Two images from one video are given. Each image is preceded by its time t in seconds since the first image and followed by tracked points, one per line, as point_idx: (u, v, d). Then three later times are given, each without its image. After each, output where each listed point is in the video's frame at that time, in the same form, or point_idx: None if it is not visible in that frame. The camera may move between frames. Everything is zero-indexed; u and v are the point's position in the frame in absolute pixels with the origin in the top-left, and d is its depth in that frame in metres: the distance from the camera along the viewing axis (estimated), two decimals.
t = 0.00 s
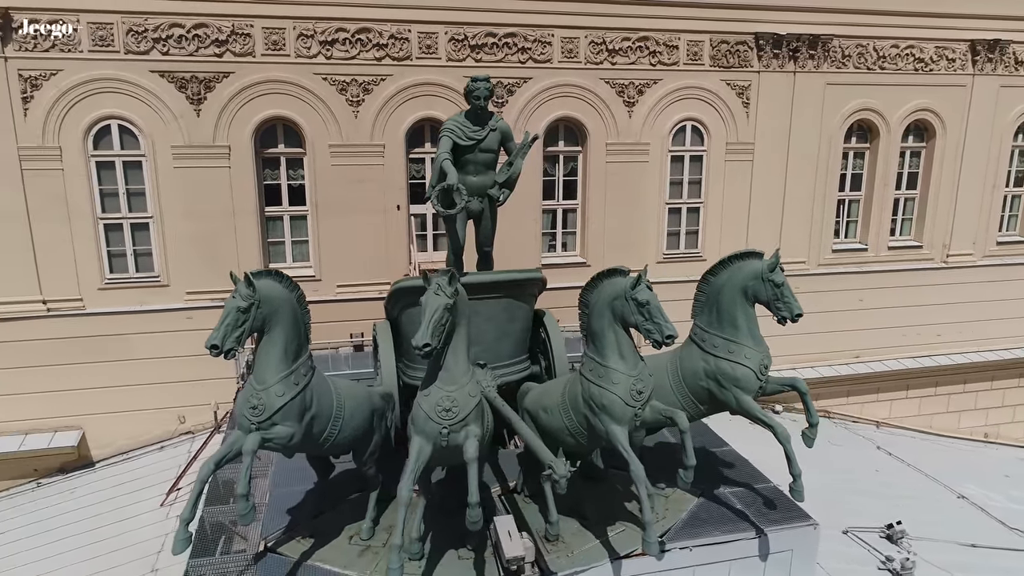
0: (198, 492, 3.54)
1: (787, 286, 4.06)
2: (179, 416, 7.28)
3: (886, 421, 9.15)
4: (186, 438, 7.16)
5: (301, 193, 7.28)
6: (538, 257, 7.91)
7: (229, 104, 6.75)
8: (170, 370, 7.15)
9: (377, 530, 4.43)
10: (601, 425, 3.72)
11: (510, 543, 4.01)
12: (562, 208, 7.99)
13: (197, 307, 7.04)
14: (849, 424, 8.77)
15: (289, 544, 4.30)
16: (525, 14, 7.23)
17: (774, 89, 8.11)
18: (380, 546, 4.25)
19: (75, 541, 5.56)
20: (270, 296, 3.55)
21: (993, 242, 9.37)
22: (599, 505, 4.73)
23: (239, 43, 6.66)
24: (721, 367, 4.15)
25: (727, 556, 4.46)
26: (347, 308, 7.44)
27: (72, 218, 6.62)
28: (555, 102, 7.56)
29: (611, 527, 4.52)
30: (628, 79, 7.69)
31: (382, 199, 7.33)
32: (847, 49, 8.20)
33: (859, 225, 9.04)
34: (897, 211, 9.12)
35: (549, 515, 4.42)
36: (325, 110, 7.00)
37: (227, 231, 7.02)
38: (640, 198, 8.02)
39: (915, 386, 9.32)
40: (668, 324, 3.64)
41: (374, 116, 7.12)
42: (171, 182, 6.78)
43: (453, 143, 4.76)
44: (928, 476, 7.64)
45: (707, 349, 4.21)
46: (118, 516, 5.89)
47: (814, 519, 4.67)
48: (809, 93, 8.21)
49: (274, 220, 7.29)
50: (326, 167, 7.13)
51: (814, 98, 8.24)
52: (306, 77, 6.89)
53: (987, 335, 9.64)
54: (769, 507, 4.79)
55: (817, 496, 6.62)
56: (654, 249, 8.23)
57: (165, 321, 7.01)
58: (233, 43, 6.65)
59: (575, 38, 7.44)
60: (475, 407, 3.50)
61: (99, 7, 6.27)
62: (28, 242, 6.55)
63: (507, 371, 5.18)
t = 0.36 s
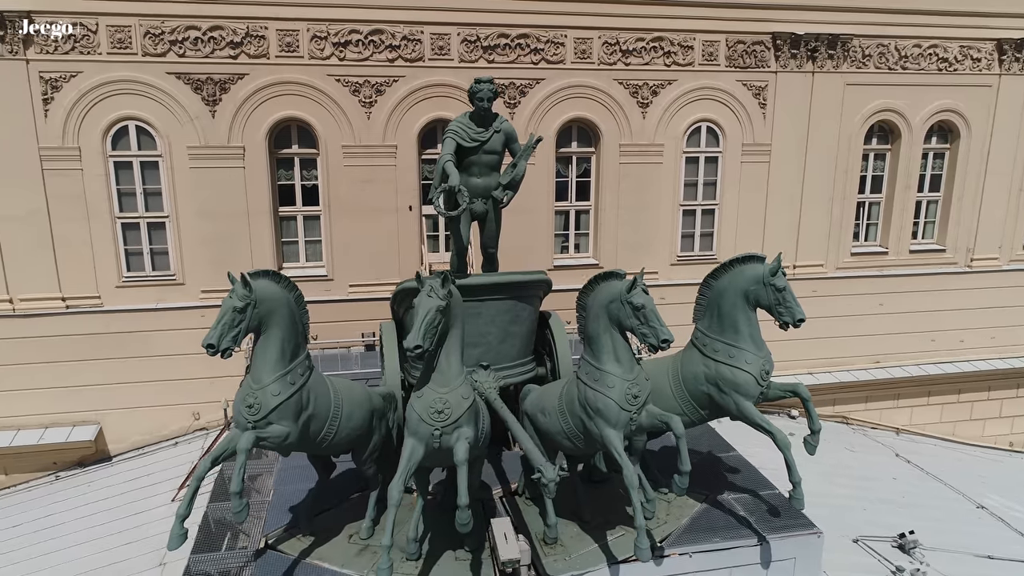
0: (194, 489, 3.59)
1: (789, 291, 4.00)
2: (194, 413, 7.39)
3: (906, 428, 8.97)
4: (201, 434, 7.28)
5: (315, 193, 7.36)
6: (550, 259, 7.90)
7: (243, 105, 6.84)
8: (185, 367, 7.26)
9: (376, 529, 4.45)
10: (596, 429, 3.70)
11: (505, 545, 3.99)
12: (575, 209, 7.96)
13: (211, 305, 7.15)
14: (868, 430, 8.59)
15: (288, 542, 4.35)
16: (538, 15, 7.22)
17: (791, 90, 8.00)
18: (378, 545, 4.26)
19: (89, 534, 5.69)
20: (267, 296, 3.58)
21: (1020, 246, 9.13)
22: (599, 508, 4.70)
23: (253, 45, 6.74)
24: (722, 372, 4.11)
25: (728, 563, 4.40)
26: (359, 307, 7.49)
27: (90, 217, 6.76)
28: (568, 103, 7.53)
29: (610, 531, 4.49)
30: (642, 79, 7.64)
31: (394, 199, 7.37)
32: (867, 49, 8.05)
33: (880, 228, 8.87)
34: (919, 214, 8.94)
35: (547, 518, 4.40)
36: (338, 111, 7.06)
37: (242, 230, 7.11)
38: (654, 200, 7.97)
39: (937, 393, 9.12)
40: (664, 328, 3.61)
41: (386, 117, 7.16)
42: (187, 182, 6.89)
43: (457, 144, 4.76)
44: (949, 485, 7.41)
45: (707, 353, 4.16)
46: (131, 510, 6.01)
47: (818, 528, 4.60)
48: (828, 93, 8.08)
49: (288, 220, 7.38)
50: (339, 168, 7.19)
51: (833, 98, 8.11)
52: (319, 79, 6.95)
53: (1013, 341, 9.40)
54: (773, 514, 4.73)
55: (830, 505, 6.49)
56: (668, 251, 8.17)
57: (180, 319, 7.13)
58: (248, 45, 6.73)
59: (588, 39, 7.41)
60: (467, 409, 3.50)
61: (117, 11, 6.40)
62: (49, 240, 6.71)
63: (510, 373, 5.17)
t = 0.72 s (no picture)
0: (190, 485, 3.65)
1: (788, 295, 3.95)
2: (207, 409, 7.50)
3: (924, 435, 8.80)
4: (214, 430, 7.39)
5: (327, 193, 7.43)
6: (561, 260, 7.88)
7: (257, 107, 6.93)
8: (199, 364, 7.38)
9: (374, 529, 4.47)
10: (589, 433, 3.68)
11: (499, 547, 3.98)
12: (587, 210, 7.94)
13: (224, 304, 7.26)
14: (885, 436, 8.44)
15: (288, 539, 4.41)
16: (549, 16, 7.21)
17: (807, 90, 7.89)
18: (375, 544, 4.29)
19: (101, 527, 5.82)
20: (263, 296, 3.64)
21: None
22: (598, 511, 4.69)
23: (266, 47, 6.82)
24: (720, 377, 4.07)
25: (726, 569, 4.36)
26: (369, 307, 7.54)
27: (107, 216, 6.91)
28: (579, 104, 7.51)
29: (608, 535, 4.47)
30: (655, 80, 7.59)
31: (404, 200, 7.42)
32: (886, 49, 7.91)
33: (899, 230, 8.71)
34: (939, 216, 8.77)
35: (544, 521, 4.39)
36: (350, 112, 7.12)
37: (255, 230, 7.20)
38: (666, 201, 7.91)
39: (957, 399, 8.94)
40: (657, 331, 3.58)
41: (397, 118, 7.20)
42: (201, 182, 7.00)
43: (459, 146, 4.78)
44: (966, 494, 7.24)
45: (706, 358, 4.12)
46: (142, 504, 6.14)
47: (819, 535, 4.54)
48: (845, 93, 7.96)
49: (300, 220, 7.47)
50: (350, 168, 7.25)
51: (851, 99, 7.98)
52: (330, 80, 7.01)
53: None
54: (774, 521, 4.68)
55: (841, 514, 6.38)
56: (681, 253, 8.11)
57: (194, 317, 7.24)
58: (261, 47, 6.82)
59: (600, 39, 7.38)
60: (458, 411, 3.51)
61: (134, 14, 6.53)
62: (67, 239, 6.87)
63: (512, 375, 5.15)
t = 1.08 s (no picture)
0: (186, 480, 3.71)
1: (787, 298, 3.91)
2: (220, 406, 7.61)
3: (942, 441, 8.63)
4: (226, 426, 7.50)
5: (339, 193, 7.51)
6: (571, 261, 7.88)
7: (270, 107, 7.02)
8: (212, 361, 7.49)
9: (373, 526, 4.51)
10: (582, 434, 3.68)
11: (493, 547, 3.98)
12: (598, 211, 7.92)
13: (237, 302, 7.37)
14: (901, 442, 8.29)
15: (287, 535, 4.47)
16: (561, 17, 7.21)
17: (823, 90, 7.79)
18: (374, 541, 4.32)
19: (112, 521, 5.95)
20: (259, 295, 3.69)
21: None
22: (597, 513, 4.68)
23: (280, 48, 6.91)
24: (717, 380, 4.04)
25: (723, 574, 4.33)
26: (379, 306, 7.60)
27: (124, 214, 7.06)
28: (590, 105, 7.49)
29: (606, 537, 4.46)
30: (667, 80, 7.55)
31: (415, 200, 7.46)
32: (905, 48, 7.77)
33: (917, 233, 8.56)
34: (959, 219, 8.60)
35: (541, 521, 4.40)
36: (361, 113, 7.18)
37: (268, 229, 7.29)
38: (678, 202, 7.86)
39: (977, 406, 8.76)
40: (650, 333, 3.56)
41: (408, 119, 7.25)
42: (215, 181, 7.11)
43: (460, 147, 4.80)
44: (983, 502, 7.08)
45: (704, 360, 4.10)
46: (154, 498, 6.25)
47: (820, 542, 4.48)
48: (862, 94, 7.84)
49: (312, 220, 7.55)
50: (362, 169, 7.31)
51: (868, 99, 7.86)
52: (342, 81, 7.07)
53: None
54: (775, 526, 4.63)
55: (851, 521, 6.27)
56: (693, 254, 8.05)
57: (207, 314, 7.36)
58: (274, 49, 6.90)
59: (612, 40, 7.36)
60: (449, 411, 3.53)
61: (151, 16, 6.65)
62: (86, 237, 7.04)
63: (515, 376, 5.16)
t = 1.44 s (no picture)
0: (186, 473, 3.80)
1: (785, 301, 3.86)
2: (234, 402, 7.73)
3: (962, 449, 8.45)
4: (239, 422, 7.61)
5: (351, 193, 7.59)
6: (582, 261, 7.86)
7: (283, 107, 7.12)
8: (226, 357, 7.61)
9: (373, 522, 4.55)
10: (575, 435, 3.68)
11: (488, 546, 3.99)
12: (609, 211, 7.90)
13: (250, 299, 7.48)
14: (919, 449, 8.13)
15: (288, 530, 4.53)
16: (573, 17, 7.20)
17: (839, 90, 7.68)
18: (372, 538, 4.36)
19: (124, 514, 6.09)
20: (258, 293, 3.74)
21: None
22: (596, 514, 4.67)
23: (293, 50, 7.00)
24: (715, 383, 4.01)
25: None
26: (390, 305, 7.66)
27: (142, 213, 7.20)
28: (602, 105, 7.48)
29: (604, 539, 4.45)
30: (680, 80, 7.50)
31: (426, 200, 7.51)
32: (924, 47, 7.63)
33: (938, 235, 8.40)
34: (982, 222, 8.42)
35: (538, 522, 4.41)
36: (373, 114, 7.24)
37: (281, 228, 7.39)
38: (690, 203, 7.81)
39: (999, 413, 8.56)
40: (644, 335, 3.55)
41: (420, 119, 7.30)
42: (230, 180, 7.23)
43: (464, 148, 4.83)
44: (1001, 510, 6.90)
45: (702, 363, 4.07)
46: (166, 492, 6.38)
47: (821, 548, 4.41)
48: (880, 94, 7.71)
49: (325, 219, 7.64)
50: (374, 169, 7.38)
51: (886, 99, 7.73)
52: (355, 82, 7.14)
53: None
54: (777, 532, 4.58)
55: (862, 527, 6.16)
56: (706, 256, 8.00)
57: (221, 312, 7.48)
58: (288, 50, 6.99)
59: (624, 40, 7.33)
60: (442, 410, 3.55)
61: (168, 18, 6.78)
62: (104, 235, 7.20)
63: (518, 377, 5.17)
